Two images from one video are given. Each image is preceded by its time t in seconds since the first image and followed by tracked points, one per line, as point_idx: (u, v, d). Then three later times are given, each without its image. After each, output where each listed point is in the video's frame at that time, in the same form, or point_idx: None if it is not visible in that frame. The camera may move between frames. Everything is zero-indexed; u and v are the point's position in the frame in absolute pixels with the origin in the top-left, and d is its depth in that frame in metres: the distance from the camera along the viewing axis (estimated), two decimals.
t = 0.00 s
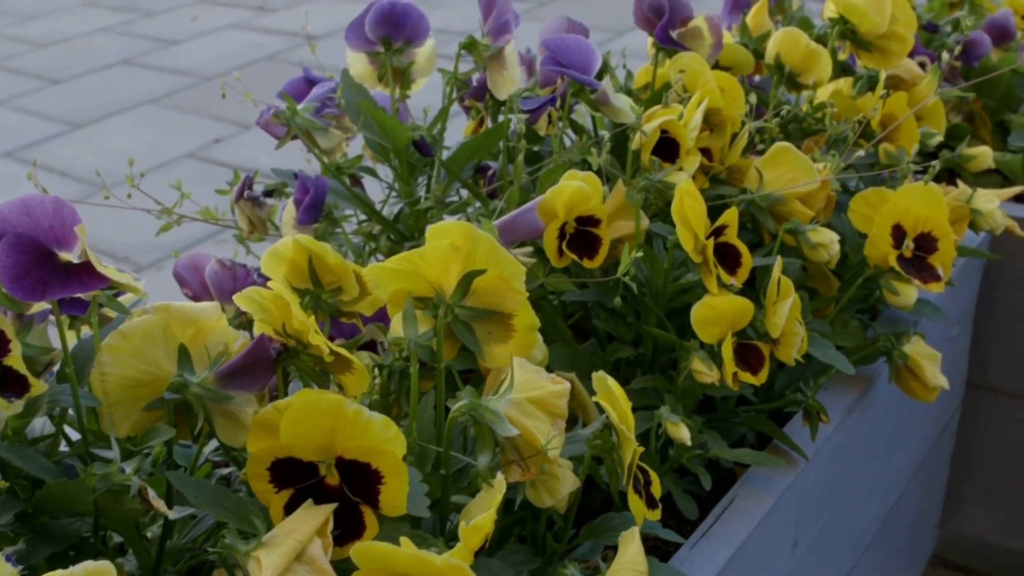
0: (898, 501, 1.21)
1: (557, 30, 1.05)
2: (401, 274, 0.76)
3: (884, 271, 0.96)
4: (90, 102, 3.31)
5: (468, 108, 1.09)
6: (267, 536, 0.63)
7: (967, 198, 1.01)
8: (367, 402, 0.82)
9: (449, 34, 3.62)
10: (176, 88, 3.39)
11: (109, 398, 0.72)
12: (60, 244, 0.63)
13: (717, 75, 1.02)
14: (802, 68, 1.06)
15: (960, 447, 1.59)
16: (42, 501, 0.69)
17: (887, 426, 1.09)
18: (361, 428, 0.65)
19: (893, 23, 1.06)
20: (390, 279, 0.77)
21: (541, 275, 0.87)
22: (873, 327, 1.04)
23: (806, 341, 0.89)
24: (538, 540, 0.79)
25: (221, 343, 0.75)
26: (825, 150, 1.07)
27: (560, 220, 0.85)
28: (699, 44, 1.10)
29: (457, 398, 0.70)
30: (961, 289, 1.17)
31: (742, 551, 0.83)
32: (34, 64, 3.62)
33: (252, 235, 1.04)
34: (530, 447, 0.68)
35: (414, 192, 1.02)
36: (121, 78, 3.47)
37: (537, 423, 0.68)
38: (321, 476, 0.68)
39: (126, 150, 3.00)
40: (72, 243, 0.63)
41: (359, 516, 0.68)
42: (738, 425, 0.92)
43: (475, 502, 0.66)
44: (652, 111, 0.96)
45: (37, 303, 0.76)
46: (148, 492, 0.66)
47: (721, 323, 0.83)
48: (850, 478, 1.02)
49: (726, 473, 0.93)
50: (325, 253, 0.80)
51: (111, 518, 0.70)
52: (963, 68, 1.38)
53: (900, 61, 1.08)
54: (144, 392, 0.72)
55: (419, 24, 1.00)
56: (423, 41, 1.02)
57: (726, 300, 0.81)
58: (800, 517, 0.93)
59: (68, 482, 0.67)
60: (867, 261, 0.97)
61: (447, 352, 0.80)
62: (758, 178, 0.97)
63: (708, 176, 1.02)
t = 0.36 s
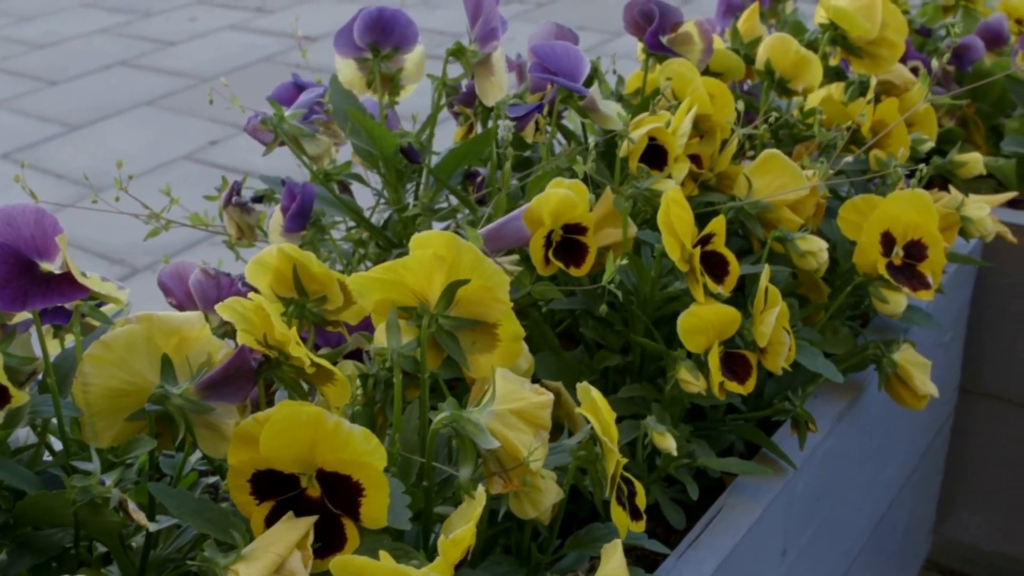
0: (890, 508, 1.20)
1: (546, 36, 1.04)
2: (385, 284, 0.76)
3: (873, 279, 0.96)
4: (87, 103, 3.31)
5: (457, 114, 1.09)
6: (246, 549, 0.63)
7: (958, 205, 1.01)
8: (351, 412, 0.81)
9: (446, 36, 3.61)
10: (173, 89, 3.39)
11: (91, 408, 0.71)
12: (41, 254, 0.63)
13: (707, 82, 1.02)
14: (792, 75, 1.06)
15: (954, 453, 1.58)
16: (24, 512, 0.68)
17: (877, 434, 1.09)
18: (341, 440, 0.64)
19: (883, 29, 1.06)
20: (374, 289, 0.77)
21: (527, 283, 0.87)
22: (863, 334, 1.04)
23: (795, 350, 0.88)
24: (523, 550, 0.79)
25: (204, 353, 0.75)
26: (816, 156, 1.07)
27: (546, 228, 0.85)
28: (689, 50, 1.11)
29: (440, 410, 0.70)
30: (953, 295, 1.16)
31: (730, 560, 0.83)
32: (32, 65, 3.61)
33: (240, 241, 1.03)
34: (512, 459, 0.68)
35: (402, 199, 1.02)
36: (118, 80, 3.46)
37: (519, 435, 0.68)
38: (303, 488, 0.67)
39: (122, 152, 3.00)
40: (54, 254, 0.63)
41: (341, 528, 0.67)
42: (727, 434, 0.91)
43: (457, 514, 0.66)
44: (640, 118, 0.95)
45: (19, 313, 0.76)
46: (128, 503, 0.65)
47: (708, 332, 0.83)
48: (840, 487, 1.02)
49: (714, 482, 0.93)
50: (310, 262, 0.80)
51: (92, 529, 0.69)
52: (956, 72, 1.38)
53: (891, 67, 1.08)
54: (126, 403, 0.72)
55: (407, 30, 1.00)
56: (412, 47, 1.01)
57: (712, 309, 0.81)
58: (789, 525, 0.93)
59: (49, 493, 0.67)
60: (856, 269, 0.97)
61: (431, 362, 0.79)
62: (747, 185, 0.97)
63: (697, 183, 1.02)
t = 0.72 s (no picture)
0: (883, 514, 1.20)
1: (535, 42, 1.05)
2: (369, 293, 0.76)
3: (862, 287, 0.96)
4: (84, 105, 3.30)
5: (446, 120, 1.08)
6: (226, 562, 0.62)
7: (948, 212, 1.01)
8: (334, 423, 0.81)
9: (444, 37, 3.61)
10: (171, 91, 3.38)
11: (73, 419, 0.70)
12: (20, 265, 0.62)
13: (695, 87, 1.01)
14: (782, 81, 1.05)
15: (948, 459, 1.58)
16: (4, 523, 0.68)
17: (869, 441, 1.08)
18: (321, 453, 0.64)
19: (874, 35, 1.06)
20: (359, 298, 0.77)
21: (514, 292, 0.87)
22: (853, 340, 1.03)
23: (782, 358, 0.88)
24: (508, 560, 0.79)
25: (188, 363, 0.72)
26: (806, 162, 1.07)
27: (533, 236, 0.85)
28: (679, 55, 1.10)
29: (422, 421, 0.70)
30: (945, 301, 1.16)
31: (717, 570, 0.82)
32: (29, 67, 3.61)
33: (228, 248, 1.02)
34: (495, 471, 0.67)
35: (390, 206, 1.01)
36: (116, 81, 3.46)
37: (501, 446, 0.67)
38: (284, 499, 0.67)
39: (118, 154, 3.00)
40: (32, 265, 0.62)
41: (321, 541, 0.67)
42: (715, 442, 0.91)
43: (438, 526, 0.66)
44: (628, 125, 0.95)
45: None
46: (108, 515, 0.65)
47: (694, 341, 0.82)
48: (831, 494, 1.01)
49: (702, 490, 0.92)
50: (293, 271, 0.79)
51: (73, 540, 0.69)
52: (950, 76, 1.38)
53: (881, 73, 1.07)
54: (109, 413, 0.71)
55: (395, 36, 0.99)
56: (399, 53, 1.01)
57: (699, 318, 0.81)
58: (778, 534, 0.92)
59: (28, 505, 0.66)
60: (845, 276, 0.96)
61: (415, 372, 0.79)
62: (736, 192, 0.96)
63: (685, 189, 1.01)
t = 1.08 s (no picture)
0: (874, 521, 1.19)
1: (524, 48, 1.05)
2: (352, 303, 0.75)
3: (851, 294, 0.95)
4: (81, 106, 3.30)
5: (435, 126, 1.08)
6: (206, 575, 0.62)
7: (938, 219, 1.00)
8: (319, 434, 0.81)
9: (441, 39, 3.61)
10: (167, 93, 3.38)
11: (54, 429, 0.68)
12: None
13: (684, 94, 1.01)
14: (772, 87, 1.05)
15: (942, 465, 1.57)
16: None
17: (860, 448, 1.07)
18: (301, 466, 0.64)
19: (864, 40, 1.06)
20: (342, 307, 0.76)
21: (500, 301, 0.86)
22: (844, 348, 1.03)
23: (771, 367, 0.88)
24: (492, 571, 0.78)
25: (171, 372, 0.71)
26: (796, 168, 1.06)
27: (519, 244, 0.84)
28: (670, 61, 1.10)
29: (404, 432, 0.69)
30: (937, 308, 1.16)
31: None
32: (26, 68, 3.61)
33: (216, 255, 1.01)
34: (477, 483, 0.67)
35: (378, 213, 1.01)
36: (113, 83, 3.46)
37: (483, 458, 0.67)
38: (264, 512, 0.67)
39: (114, 156, 2.99)
40: (12, 276, 0.63)
41: (302, 553, 0.66)
42: (703, 450, 0.91)
43: (420, 539, 0.66)
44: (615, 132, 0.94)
45: None
46: (87, 527, 0.64)
47: (680, 350, 0.82)
48: (821, 501, 1.01)
49: (690, 499, 0.92)
50: (277, 280, 0.79)
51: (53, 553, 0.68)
52: (943, 81, 1.37)
53: (872, 78, 1.07)
54: (90, 423, 0.69)
55: (383, 42, 0.99)
56: (387, 60, 1.01)
57: (684, 327, 0.80)
58: (766, 543, 0.92)
59: (7, 517, 0.66)
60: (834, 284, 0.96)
61: (399, 382, 0.79)
62: (725, 199, 0.96)
63: (674, 195, 1.00)
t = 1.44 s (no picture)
0: (866, 528, 1.18)
1: (515, 53, 1.05)
2: (338, 312, 0.75)
3: (842, 301, 0.95)
4: (78, 108, 3.30)
5: (425, 131, 1.07)
6: None
7: (929, 226, 0.99)
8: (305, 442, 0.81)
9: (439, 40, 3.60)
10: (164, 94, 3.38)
11: (38, 439, 0.67)
12: None
13: (675, 99, 1.01)
14: (763, 92, 1.04)
15: (937, 470, 1.57)
16: None
17: (851, 454, 1.07)
18: (283, 478, 0.63)
19: (856, 45, 1.05)
20: (328, 316, 0.76)
21: (488, 308, 0.86)
22: (836, 354, 1.02)
23: (760, 375, 0.87)
24: None
25: (156, 382, 0.71)
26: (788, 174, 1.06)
27: (507, 251, 0.84)
28: (662, 66, 1.09)
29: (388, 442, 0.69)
30: (930, 313, 1.15)
31: None
32: (24, 69, 3.61)
33: (205, 262, 1.01)
34: (461, 495, 0.67)
35: (368, 219, 1.01)
36: (110, 84, 3.46)
37: (468, 469, 0.67)
38: (247, 523, 0.66)
39: (111, 158, 2.99)
40: None
41: (285, 565, 0.66)
42: (692, 458, 0.90)
43: (404, 550, 0.66)
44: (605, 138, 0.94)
45: None
46: (69, 538, 0.64)
47: (668, 358, 0.81)
48: (811, 509, 1.00)
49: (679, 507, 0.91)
50: (263, 289, 0.78)
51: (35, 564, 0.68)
52: (937, 85, 1.37)
53: (864, 84, 1.07)
54: (74, 433, 0.68)
55: (372, 47, 0.99)
56: (376, 65, 1.00)
57: (672, 336, 0.80)
58: (755, 552, 0.91)
59: None
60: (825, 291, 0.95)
61: (385, 391, 0.78)
62: (715, 206, 0.96)
63: (665, 202, 1.00)
